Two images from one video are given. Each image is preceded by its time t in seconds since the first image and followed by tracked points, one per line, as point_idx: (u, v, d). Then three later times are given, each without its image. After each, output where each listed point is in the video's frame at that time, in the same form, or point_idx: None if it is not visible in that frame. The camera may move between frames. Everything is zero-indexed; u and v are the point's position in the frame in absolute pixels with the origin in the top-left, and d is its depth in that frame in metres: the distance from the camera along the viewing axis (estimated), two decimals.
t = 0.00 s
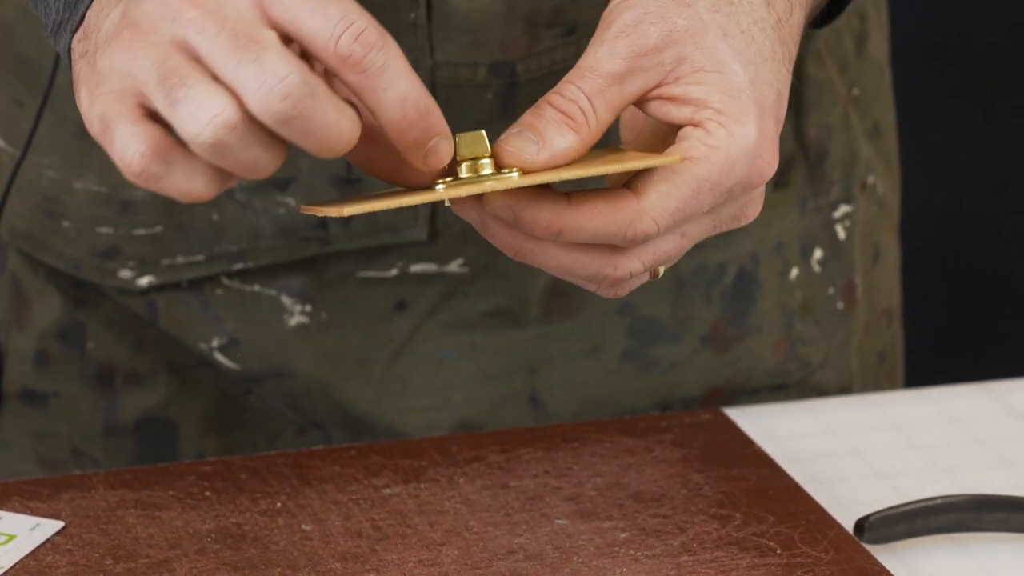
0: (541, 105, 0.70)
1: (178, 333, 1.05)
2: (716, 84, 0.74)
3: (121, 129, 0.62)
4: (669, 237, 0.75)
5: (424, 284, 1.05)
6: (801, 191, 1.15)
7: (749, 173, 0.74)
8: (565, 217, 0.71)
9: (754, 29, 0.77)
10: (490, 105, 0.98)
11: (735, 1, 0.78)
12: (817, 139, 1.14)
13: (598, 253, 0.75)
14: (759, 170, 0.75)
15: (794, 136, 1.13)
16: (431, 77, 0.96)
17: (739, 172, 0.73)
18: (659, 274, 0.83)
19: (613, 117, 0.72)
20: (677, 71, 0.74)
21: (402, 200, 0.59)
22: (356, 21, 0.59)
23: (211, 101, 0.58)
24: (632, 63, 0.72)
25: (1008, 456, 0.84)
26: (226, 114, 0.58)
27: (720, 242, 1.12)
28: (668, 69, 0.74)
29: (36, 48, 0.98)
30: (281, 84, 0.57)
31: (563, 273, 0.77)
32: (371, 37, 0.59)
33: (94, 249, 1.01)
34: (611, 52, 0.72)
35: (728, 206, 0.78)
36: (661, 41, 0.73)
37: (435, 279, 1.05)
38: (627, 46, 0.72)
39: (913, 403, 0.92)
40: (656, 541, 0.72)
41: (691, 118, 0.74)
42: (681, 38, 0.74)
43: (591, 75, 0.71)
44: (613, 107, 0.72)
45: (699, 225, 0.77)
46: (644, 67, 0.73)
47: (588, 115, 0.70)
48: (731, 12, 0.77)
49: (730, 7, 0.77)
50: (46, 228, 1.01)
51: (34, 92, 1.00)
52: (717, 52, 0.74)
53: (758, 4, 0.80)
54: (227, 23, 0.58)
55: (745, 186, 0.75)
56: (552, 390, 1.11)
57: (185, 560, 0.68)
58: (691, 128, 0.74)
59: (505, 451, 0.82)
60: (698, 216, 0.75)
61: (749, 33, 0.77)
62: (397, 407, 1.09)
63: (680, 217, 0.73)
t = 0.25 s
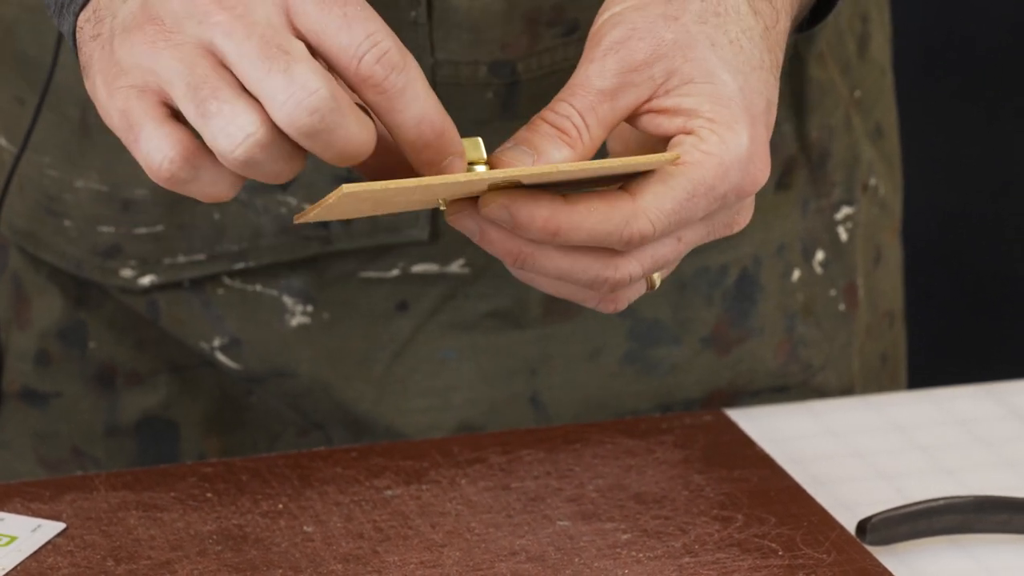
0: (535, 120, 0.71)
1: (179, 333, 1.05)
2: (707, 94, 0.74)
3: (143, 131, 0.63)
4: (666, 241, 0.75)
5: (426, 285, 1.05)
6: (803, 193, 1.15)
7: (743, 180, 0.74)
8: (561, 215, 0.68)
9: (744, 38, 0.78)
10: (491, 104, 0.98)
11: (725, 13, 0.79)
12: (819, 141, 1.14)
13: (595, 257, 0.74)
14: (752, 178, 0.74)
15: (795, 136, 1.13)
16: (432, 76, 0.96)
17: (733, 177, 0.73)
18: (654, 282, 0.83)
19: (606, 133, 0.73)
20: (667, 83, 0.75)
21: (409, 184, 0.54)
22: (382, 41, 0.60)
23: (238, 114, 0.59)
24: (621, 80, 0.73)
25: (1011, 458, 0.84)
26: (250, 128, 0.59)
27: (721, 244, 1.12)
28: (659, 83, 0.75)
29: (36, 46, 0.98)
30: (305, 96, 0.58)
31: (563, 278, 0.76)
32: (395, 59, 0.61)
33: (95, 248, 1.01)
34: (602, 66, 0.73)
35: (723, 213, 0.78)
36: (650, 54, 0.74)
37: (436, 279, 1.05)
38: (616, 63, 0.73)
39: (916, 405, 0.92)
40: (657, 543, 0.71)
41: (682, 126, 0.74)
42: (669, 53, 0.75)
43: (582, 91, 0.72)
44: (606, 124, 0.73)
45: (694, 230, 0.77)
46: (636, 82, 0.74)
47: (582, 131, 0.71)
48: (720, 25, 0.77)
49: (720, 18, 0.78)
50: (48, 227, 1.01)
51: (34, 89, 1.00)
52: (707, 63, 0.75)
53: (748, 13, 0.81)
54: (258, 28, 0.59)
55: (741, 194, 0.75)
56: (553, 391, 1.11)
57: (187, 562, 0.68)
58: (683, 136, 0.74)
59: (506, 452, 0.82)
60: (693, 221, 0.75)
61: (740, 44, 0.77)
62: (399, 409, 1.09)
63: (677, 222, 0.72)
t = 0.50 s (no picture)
0: (555, 119, 0.69)
1: (187, 337, 1.05)
2: (728, 92, 0.74)
3: (93, 172, 0.56)
4: (688, 239, 0.74)
5: (434, 289, 1.05)
6: (810, 197, 1.15)
7: (765, 177, 0.73)
8: (586, 214, 0.66)
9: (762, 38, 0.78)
10: (501, 107, 0.98)
11: (743, 11, 0.78)
12: (826, 144, 1.14)
13: (618, 255, 0.72)
14: (774, 176, 0.73)
15: (804, 139, 1.13)
16: (442, 79, 0.96)
17: (754, 176, 0.72)
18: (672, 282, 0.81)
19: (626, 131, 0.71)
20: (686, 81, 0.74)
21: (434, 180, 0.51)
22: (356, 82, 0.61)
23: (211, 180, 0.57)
24: (642, 77, 0.72)
25: (1013, 460, 0.84)
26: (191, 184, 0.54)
27: (729, 247, 1.12)
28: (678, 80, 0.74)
29: (47, 50, 0.98)
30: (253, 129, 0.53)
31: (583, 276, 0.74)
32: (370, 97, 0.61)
33: (104, 252, 1.02)
34: (622, 65, 0.72)
35: (744, 211, 0.77)
36: (671, 52, 0.74)
37: (444, 283, 1.05)
38: (636, 60, 0.72)
39: (918, 408, 0.92)
40: (660, 547, 0.71)
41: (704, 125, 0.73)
42: (688, 51, 0.74)
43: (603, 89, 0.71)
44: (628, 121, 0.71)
45: (715, 228, 0.75)
46: (656, 80, 0.73)
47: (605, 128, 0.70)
48: (739, 23, 0.77)
49: (737, 16, 0.78)
50: (57, 231, 1.02)
51: (42, 94, 1.00)
52: (728, 61, 0.75)
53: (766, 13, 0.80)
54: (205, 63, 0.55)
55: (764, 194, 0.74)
56: (560, 394, 1.11)
57: (190, 566, 0.68)
58: (706, 134, 0.72)
59: (510, 456, 0.82)
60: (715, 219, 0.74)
61: (759, 44, 0.77)
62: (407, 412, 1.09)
63: (699, 223, 0.71)
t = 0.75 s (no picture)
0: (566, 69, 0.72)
1: (199, 341, 1.06)
2: (740, 31, 0.76)
3: (225, 177, 0.64)
4: (712, 170, 0.71)
5: (445, 293, 1.05)
6: (821, 201, 1.15)
7: (781, 106, 0.72)
8: (600, 123, 0.66)
9: None
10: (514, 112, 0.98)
11: None
12: (837, 149, 1.14)
13: (640, 183, 0.70)
14: (792, 111, 0.73)
15: (813, 144, 1.13)
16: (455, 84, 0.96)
17: (769, 101, 0.71)
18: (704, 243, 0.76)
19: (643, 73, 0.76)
20: (702, 29, 0.79)
21: (441, 70, 0.60)
22: (321, 67, 0.59)
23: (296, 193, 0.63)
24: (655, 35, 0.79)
25: (1015, 467, 0.84)
26: (255, 211, 0.64)
27: (739, 251, 1.12)
28: (695, 31, 0.79)
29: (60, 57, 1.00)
30: (293, 166, 0.61)
31: (612, 217, 0.71)
32: (340, 79, 0.59)
33: (117, 256, 1.02)
34: (636, 21, 0.80)
35: (770, 150, 0.74)
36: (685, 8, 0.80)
37: (455, 288, 1.05)
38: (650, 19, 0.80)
39: (921, 414, 0.91)
40: (664, 552, 0.71)
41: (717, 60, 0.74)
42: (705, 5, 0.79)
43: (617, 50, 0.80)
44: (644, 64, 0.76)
45: (741, 162, 0.73)
46: (669, 34, 0.79)
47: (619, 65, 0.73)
48: None
49: None
50: (70, 236, 1.02)
51: (57, 100, 1.01)
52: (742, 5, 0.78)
53: None
54: (223, 113, 0.61)
55: (782, 122, 0.72)
56: (571, 399, 1.11)
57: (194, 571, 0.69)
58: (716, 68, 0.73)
59: (513, 462, 0.82)
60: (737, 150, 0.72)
61: None
62: (418, 416, 1.09)
63: (719, 142, 0.69)
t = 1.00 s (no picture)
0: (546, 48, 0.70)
1: (197, 360, 1.05)
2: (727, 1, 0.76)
3: (245, 126, 0.60)
4: (720, 119, 0.67)
5: (443, 311, 1.06)
6: (819, 220, 1.15)
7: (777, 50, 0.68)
8: (594, 72, 0.62)
9: None
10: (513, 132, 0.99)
11: None
12: (834, 168, 1.15)
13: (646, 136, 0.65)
14: (790, 59, 0.69)
15: (810, 163, 1.14)
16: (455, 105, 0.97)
17: (764, 44, 0.68)
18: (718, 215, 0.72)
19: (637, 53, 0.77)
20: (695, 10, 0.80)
21: (422, 6, 0.58)
22: (346, 7, 0.56)
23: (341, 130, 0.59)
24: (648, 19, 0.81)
25: (1011, 483, 0.84)
26: (276, 151, 0.59)
27: (737, 269, 1.12)
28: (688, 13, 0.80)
29: (60, 77, 1.01)
30: (317, 102, 0.57)
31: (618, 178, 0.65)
32: (366, 20, 0.56)
33: (114, 274, 1.02)
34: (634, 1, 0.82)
35: (771, 101, 0.70)
36: None
37: (452, 306, 1.05)
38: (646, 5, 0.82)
39: (917, 431, 0.91)
40: (657, 569, 0.71)
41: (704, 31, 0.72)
42: None
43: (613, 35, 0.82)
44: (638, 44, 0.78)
45: (747, 113, 0.69)
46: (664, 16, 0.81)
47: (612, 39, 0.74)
48: None
49: None
50: (68, 255, 1.02)
51: (57, 120, 1.01)
52: None
53: None
54: (247, 52, 0.57)
55: (780, 69, 0.69)
56: (569, 417, 1.11)
57: None
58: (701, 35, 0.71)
59: (506, 479, 0.82)
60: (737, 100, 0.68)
61: None
62: (416, 435, 1.09)
63: (723, 86, 0.66)
